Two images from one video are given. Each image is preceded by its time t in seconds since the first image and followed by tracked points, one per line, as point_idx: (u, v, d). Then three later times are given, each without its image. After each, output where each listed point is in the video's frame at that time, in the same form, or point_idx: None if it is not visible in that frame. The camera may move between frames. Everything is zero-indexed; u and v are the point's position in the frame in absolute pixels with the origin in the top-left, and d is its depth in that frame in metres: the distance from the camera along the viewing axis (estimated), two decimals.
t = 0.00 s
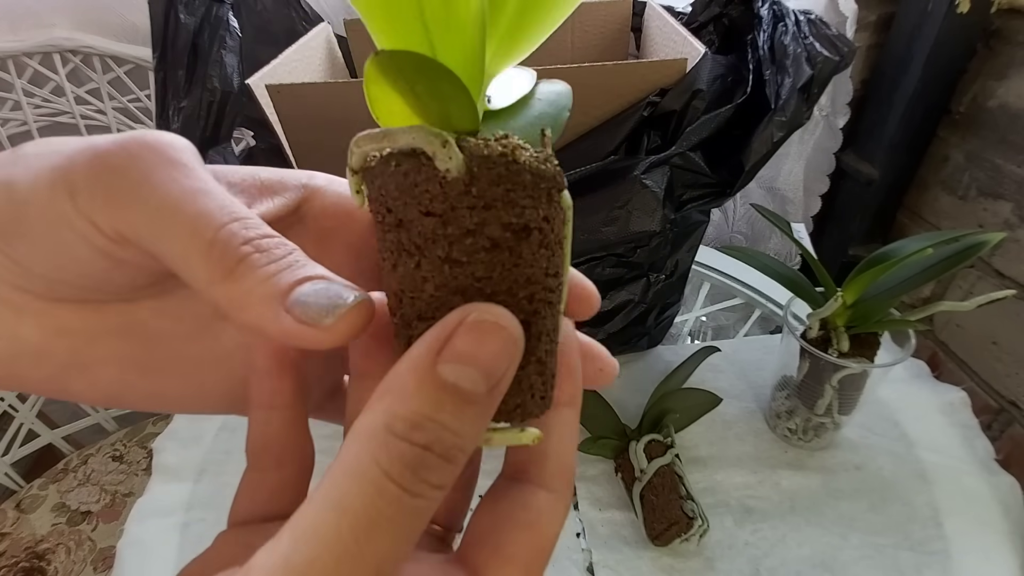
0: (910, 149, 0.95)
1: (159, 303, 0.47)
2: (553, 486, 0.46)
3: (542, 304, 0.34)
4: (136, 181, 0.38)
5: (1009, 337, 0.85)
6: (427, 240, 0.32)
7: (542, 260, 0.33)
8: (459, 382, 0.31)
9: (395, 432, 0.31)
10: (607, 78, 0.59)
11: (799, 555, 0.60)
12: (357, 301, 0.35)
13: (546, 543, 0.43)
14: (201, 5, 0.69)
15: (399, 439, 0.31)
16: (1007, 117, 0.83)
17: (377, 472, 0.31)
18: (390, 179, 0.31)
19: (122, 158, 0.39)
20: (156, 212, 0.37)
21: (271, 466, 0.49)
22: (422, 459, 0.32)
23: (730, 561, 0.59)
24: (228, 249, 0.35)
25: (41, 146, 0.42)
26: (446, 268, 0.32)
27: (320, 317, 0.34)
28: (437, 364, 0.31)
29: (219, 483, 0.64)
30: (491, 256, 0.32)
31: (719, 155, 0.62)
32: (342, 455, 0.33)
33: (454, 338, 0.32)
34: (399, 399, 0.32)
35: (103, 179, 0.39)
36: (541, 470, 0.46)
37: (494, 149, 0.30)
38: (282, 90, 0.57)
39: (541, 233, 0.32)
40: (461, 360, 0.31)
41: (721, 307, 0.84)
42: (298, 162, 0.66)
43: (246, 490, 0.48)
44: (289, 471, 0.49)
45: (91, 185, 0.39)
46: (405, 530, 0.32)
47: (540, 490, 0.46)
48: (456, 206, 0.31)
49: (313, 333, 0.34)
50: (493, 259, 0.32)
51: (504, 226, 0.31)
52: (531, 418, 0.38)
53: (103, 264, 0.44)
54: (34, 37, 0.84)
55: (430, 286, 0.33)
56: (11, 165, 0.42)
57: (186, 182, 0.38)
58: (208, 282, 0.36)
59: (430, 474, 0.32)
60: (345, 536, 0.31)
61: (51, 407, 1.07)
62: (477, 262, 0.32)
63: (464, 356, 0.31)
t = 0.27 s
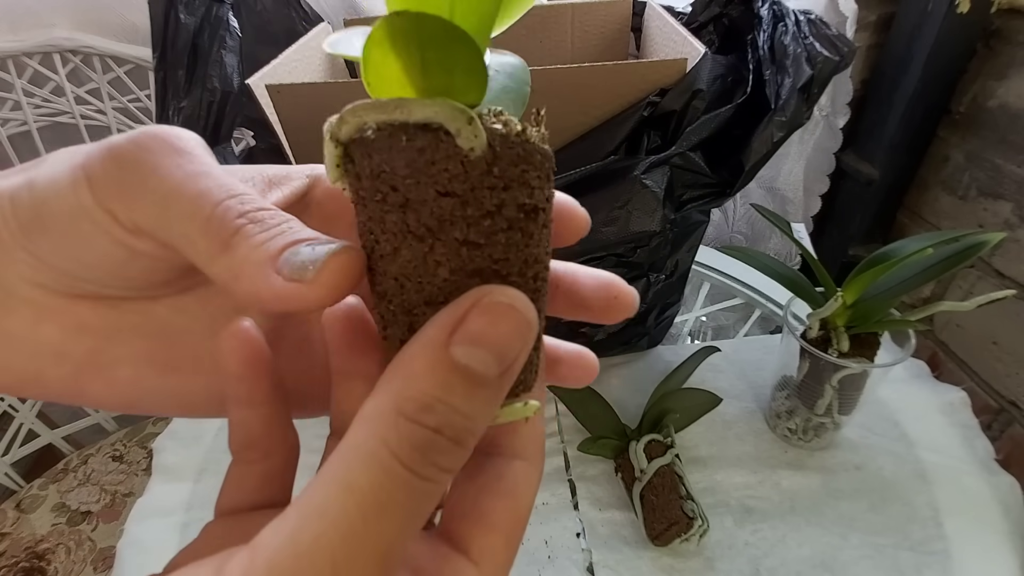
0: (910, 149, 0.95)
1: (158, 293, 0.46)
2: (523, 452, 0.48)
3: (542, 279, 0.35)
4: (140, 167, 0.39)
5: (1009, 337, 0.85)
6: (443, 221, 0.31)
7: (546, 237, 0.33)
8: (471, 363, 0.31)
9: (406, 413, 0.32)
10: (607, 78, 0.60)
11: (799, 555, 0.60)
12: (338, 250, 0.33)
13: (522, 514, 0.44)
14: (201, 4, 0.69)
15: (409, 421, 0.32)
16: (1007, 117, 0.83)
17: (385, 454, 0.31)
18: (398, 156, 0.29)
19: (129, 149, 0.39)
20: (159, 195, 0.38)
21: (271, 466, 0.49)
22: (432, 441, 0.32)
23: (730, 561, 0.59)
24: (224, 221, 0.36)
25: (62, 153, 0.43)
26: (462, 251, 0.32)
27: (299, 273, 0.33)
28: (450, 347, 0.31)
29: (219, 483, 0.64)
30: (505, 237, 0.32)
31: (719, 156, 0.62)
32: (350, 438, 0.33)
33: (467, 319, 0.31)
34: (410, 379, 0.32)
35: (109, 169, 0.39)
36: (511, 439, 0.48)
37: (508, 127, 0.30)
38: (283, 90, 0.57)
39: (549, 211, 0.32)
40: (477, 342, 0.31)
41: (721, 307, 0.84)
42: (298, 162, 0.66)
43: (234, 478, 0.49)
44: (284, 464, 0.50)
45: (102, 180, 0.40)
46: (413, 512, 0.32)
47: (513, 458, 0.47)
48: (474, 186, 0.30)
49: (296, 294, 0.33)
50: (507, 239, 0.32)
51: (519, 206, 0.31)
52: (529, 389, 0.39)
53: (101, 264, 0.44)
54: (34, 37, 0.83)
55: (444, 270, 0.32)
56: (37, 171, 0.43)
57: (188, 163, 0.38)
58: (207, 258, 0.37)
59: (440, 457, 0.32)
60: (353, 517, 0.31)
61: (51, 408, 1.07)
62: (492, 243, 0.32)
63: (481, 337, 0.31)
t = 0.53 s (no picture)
0: (910, 148, 0.95)
1: (153, 329, 0.46)
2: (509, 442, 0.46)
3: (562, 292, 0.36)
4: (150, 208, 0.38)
5: (1010, 337, 0.85)
6: (487, 233, 0.31)
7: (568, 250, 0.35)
8: (501, 365, 0.32)
9: (441, 413, 0.32)
10: (607, 79, 0.60)
11: (799, 555, 0.60)
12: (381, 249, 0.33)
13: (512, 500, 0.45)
14: (201, 4, 0.69)
15: (442, 419, 0.32)
16: (1007, 117, 0.83)
17: (421, 450, 0.32)
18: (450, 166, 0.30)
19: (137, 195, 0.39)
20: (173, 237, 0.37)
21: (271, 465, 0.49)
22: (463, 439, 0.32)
23: (730, 561, 0.59)
24: (252, 255, 0.36)
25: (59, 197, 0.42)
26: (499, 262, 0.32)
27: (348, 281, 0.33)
28: (483, 349, 0.31)
29: (219, 483, 0.64)
30: (539, 248, 0.33)
31: (719, 156, 0.62)
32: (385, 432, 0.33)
33: (498, 325, 0.31)
34: (445, 381, 0.32)
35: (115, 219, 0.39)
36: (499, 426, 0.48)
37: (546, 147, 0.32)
38: (282, 90, 0.58)
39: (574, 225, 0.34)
40: (509, 347, 0.31)
41: (722, 307, 0.84)
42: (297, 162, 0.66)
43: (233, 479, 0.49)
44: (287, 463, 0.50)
45: (109, 233, 0.39)
46: (445, 506, 0.33)
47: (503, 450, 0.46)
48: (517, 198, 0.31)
49: (343, 302, 0.33)
50: (540, 250, 0.33)
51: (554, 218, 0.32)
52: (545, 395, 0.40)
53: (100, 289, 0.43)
54: (34, 37, 0.83)
55: (482, 280, 0.33)
56: (30, 217, 0.42)
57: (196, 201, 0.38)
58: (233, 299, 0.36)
59: (470, 454, 0.33)
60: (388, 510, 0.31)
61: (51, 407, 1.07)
62: (527, 254, 0.33)
63: (514, 343, 0.31)
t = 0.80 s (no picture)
0: (910, 148, 0.95)
1: (161, 308, 0.47)
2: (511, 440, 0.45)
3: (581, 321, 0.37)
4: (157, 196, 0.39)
5: (1009, 337, 0.85)
6: (523, 275, 0.32)
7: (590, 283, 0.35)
8: (532, 390, 0.32)
9: (476, 431, 0.32)
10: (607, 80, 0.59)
11: (799, 555, 0.60)
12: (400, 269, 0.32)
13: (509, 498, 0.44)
14: (201, 4, 0.69)
15: (477, 437, 0.32)
16: (1007, 117, 0.84)
17: (457, 464, 0.32)
18: (498, 219, 0.30)
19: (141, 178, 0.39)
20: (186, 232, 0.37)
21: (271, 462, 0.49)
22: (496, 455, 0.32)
23: (731, 561, 0.59)
24: (266, 258, 0.35)
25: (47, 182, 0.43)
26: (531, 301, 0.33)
27: (359, 304, 0.32)
28: (516, 379, 0.32)
29: (219, 483, 0.64)
30: (566, 285, 0.33)
31: (719, 156, 0.61)
32: (422, 443, 0.33)
33: (529, 352, 0.32)
34: (480, 402, 0.32)
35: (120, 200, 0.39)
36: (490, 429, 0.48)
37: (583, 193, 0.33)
38: (282, 90, 0.57)
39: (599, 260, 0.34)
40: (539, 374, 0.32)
41: (722, 307, 0.84)
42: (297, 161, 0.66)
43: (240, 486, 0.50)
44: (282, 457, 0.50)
45: (115, 215, 0.40)
46: (480, 516, 0.33)
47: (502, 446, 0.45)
48: (560, 248, 0.31)
49: (360, 318, 0.33)
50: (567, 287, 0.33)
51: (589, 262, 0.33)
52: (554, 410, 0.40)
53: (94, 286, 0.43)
54: (34, 36, 0.83)
55: (513, 318, 0.33)
56: (20, 203, 0.43)
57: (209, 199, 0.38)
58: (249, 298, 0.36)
59: (502, 470, 0.33)
60: (424, 521, 0.32)
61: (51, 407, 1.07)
62: (555, 292, 0.33)
63: (545, 370, 0.32)
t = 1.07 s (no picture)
0: (910, 148, 0.95)
1: (172, 304, 0.48)
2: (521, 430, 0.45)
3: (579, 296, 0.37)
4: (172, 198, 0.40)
5: (1009, 337, 0.85)
6: (523, 244, 0.31)
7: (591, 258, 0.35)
8: (537, 362, 0.32)
9: (483, 403, 0.32)
10: (606, 79, 0.59)
11: (799, 555, 0.60)
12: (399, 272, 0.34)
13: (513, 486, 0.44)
14: (201, 4, 0.69)
15: (484, 409, 0.32)
16: (1007, 117, 0.83)
17: (465, 437, 0.32)
18: (503, 185, 0.30)
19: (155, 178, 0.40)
20: (195, 230, 0.39)
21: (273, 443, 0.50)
22: (502, 426, 0.33)
23: (731, 561, 0.59)
24: (271, 255, 0.37)
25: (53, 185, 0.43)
26: (530, 272, 0.33)
27: (361, 303, 0.34)
28: (519, 349, 0.32)
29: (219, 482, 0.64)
30: (567, 258, 0.33)
31: (719, 156, 0.62)
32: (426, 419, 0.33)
33: (533, 322, 0.32)
34: (484, 374, 0.32)
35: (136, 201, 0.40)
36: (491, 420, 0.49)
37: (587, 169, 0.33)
38: (283, 90, 0.57)
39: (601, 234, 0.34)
40: (543, 343, 0.32)
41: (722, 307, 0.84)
42: (297, 161, 0.66)
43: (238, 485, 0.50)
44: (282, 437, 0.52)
45: (129, 212, 0.40)
46: (489, 487, 0.34)
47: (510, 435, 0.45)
48: (564, 219, 0.31)
49: (360, 314, 0.34)
50: (568, 260, 0.33)
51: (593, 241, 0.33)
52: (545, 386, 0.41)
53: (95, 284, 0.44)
54: (34, 37, 0.84)
55: (511, 288, 0.33)
56: (35, 207, 0.43)
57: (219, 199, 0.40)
58: (254, 291, 0.38)
59: (510, 442, 0.34)
60: (434, 496, 0.32)
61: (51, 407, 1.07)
62: (556, 264, 0.33)
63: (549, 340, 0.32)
